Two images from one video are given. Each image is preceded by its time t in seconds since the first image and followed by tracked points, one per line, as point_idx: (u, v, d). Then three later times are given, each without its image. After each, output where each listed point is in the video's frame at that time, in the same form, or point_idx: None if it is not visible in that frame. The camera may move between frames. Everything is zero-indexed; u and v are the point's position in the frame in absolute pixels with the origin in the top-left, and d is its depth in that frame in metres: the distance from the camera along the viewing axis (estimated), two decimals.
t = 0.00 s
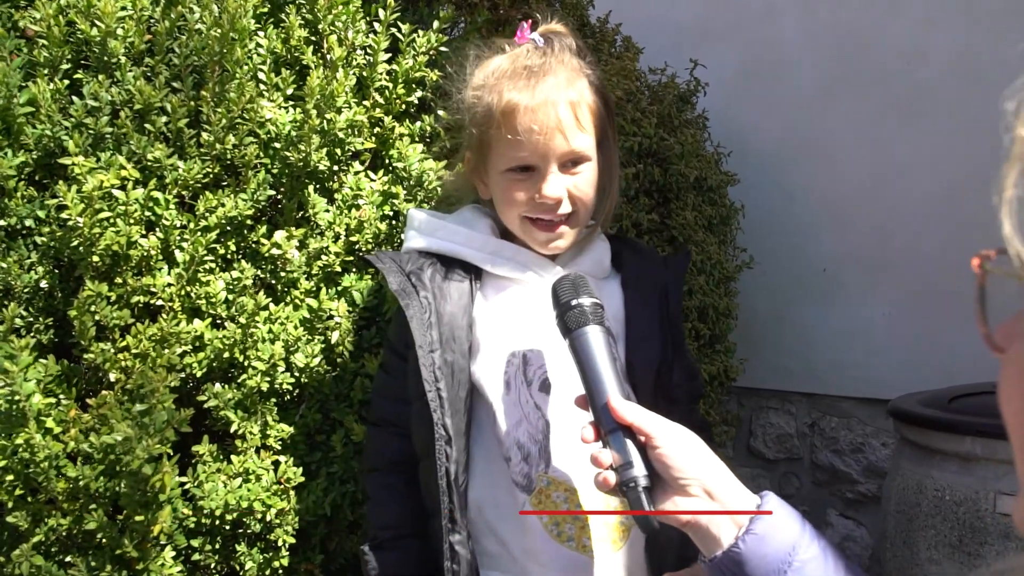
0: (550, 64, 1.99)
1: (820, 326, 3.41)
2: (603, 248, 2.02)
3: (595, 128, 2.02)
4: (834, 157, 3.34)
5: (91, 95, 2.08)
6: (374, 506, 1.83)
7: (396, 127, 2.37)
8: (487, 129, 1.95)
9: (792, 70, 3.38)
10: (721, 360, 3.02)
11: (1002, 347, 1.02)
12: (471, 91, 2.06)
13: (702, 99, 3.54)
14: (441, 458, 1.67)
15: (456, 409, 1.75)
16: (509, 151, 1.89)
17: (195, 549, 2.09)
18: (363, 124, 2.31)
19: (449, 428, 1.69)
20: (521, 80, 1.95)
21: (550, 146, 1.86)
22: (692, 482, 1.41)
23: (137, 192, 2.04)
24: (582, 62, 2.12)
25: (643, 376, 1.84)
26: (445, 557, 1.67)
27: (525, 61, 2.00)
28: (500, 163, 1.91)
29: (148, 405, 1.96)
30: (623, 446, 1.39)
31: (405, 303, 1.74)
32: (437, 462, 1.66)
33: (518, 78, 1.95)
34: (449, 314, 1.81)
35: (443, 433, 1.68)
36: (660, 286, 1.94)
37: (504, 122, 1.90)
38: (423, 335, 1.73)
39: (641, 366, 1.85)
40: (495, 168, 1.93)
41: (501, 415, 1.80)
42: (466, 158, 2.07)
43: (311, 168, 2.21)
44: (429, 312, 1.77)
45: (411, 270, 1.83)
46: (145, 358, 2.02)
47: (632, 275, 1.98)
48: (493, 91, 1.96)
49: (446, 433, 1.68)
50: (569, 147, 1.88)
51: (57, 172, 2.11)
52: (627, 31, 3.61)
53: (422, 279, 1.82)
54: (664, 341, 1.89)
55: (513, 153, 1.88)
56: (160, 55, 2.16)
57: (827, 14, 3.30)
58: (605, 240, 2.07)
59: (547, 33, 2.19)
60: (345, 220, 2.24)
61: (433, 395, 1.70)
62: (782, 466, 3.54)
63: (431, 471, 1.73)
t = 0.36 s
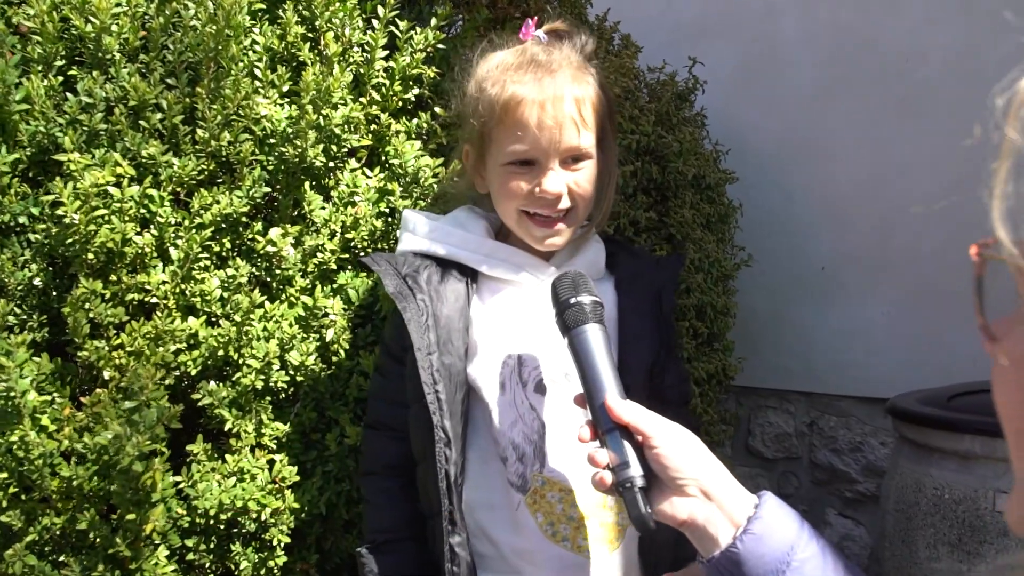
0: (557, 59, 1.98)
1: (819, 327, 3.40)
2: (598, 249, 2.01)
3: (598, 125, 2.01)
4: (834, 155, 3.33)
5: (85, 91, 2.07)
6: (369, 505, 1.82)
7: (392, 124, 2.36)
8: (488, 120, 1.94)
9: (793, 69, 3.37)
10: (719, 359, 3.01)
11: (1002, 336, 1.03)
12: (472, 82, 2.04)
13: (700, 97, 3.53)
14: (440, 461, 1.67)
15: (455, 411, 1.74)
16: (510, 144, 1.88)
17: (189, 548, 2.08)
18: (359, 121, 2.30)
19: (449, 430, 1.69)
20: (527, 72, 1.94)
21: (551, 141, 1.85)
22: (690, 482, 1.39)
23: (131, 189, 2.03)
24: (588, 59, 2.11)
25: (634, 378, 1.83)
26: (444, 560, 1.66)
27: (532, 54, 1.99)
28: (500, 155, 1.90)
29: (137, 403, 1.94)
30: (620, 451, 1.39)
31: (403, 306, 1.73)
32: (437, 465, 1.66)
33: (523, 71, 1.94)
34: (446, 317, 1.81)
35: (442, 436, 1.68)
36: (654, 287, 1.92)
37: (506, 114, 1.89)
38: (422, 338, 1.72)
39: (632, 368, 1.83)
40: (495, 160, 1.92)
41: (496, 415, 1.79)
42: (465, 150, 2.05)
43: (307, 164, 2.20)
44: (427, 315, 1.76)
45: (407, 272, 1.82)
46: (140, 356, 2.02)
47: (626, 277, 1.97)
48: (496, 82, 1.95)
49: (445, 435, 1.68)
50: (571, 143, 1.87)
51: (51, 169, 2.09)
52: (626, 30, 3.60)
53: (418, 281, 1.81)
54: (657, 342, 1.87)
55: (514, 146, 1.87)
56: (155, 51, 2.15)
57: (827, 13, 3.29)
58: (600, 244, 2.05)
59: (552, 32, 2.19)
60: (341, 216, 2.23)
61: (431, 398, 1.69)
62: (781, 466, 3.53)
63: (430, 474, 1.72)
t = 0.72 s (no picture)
0: (546, 59, 1.99)
1: (814, 327, 3.41)
2: (581, 247, 2.03)
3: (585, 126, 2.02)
4: (830, 155, 3.33)
5: (81, 92, 2.07)
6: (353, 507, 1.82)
7: (389, 125, 2.37)
8: (477, 119, 1.95)
9: (790, 68, 3.38)
10: (714, 359, 3.02)
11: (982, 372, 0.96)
12: (463, 79, 2.05)
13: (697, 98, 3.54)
14: (400, 454, 1.71)
15: (422, 407, 1.77)
16: (497, 144, 1.89)
17: (184, 547, 2.08)
18: (356, 121, 2.30)
19: (409, 424, 1.73)
20: (517, 72, 1.94)
21: (538, 143, 1.86)
22: (671, 486, 1.41)
23: (128, 189, 2.03)
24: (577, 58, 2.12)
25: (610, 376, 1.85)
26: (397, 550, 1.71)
27: (522, 53, 2.00)
28: (487, 155, 1.92)
29: (131, 400, 1.95)
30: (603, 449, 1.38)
31: (373, 301, 1.78)
32: (394, 457, 1.71)
33: (513, 71, 1.94)
34: (419, 314, 1.83)
35: (402, 429, 1.73)
36: (635, 286, 1.94)
37: (495, 113, 1.90)
38: (389, 334, 1.76)
39: (609, 365, 1.85)
40: (483, 158, 1.93)
41: (466, 412, 1.79)
42: (454, 146, 2.07)
43: (303, 164, 2.21)
44: (397, 311, 1.79)
45: (385, 269, 1.86)
46: (135, 355, 2.02)
47: (608, 273, 1.99)
48: (487, 81, 1.95)
49: (405, 428, 1.72)
50: (558, 145, 1.88)
51: (48, 169, 2.10)
52: (624, 30, 3.60)
53: (394, 279, 1.85)
54: (635, 340, 1.89)
55: (501, 146, 1.88)
56: (152, 52, 2.16)
57: (824, 14, 3.29)
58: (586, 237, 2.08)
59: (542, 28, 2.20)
60: (337, 216, 2.24)
61: (394, 392, 1.73)
62: (778, 465, 3.53)
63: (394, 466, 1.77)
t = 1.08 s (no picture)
0: (537, 62, 2.00)
1: (809, 327, 3.42)
2: (571, 248, 2.04)
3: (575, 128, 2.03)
4: (827, 155, 3.33)
5: (77, 94, 2.08)
6: (345, 507, 1.84)
7: (384, 126, 2.38)
8: (468, 122, 1.96)
9: (787, 68, 3.38)
10: (710, 359, 3.03)
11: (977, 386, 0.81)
12: (455, 81, 2.06)
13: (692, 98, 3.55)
14: (388, 456, 1.70)
15: (411, 408, 1.76)
16: (487, 146, 1.90)
17: (180, 547, 2.09)
18: (350, 122, 2.31)
19: (399, 426, 1.72)
20: (507, 74, 1.95)
21: (528, 146, 1.87)
22: None
23: (123, 191, 2.05)
24: (569, 60, 2.13)
25: (597, 378, 1.85)
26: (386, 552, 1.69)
27: (514, 56, 2.01)
28: (477, 157, 1.93)
29: (127, 402, 1.96)
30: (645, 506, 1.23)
31: (363, 304, 1.78)
32: (383, 459, 1.69)
33: (504, 73, 1.95)
34: (409, 315, 1.83)
35: (391, 431, 1.71)
36: (625, 291, 1.95)
37: (485, 116, 1.91)
38: (378, 336, 1.76)
39: (596, 367, 1.86)
40: (473, 160, 1.94)
41: (455, 414, 1.79)
42: (445, 147, 2.08)
43: (298, 166, 2.22)
44: (387, 313, 1.79)
45: (375, 271, 1.86)
46: (131, 356, 2.03)
47: (597, 274, 2.00)
48: (478, 83, 1.96)
49: (395, 431, 1.72)
50: (548, 148, 1.89)
51: (44, 171, 2.11)
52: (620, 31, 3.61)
53: (384, 281, 1.85)
54: (623, 343, 1.89)
55: (491, 149, 1.89)
56: (147, 54, 2.17)
57: (819, 14, 3.30)
58: (579, 238, 2.10)
59: (535, 28, 2.22)
60: (332, 217, 2.25)
61: (383, 394, 1.73)
62: (774, 466, 3.54)
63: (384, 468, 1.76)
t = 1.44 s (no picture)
0: (526, 54, 1.93)
1: (808, 329, 3.35)
2: (562, 249, 1.96)
3: (566, 123, 1.96)
4: (825, 154, 3.27)
5: (49, 90, 2.01)
6: (327, 520, 1.76)
7: (368, 124, 2.30)
8: (454, 117, 1.89)
9: (784, 66, 3.31)
10: (705, 363, 2.97)
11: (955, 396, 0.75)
12: (440, 74, 1.99)
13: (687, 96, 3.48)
14: (369, 469, 1.62)
15: (394, 419, 1.69)
16: (474, 142, 1.83)
17: (155, 559, 2.02)
18: (333, 120, 2.24)
19: (381, 438, 1.65)
20: (494, 67, 1.88)
21: (517, 141, 1.80)
22: None
23: (97, 190, 1.97)
24: (558, 52, 2.05)
25: (590, 386, 1.77)
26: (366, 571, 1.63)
27: (501, 47, 1.94)
28: (464, 153, 1.86)
29: (103, 412, 1.90)
30: None
31: (343, 310, 1.70)
32: (363, 473, 1.62)
33: (491, 66, 1.88)
34: (392, 321, 1.75)
35: (372, 443, 1.64)
36: (620, 295, 1.88)
37: (472, 110, 1.84)
38: (359, 344, 1.69)
39: (589, 375, 1.78)
40: (460, 156, 1.87)
41: (440, 425, 1.72)
42: (430, 144, 2.01)
43: (278, 165, 2.15)
44: (369, 319, 1.72)
45: (357, 275, 1.79)
46: (104, 361, 1.95)
47: (592, 276, 1.93)
48: (464, 76, 1.89)
49: (377, 443, 1.64)
50: (537, 143, 1.82)
51: (14, 169, 2.04)
52: (614, 27, 3.54)
53: (366, 285, 1.78)
54: (617, 349, 1.82)
55: (478, 145, 1.82)
56: (123, 49, 2.09)
57: (817, 10, 3.24)
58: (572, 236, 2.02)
59: (523, 19, 2.14)
60: (314, 218, 2.18)
61: (363, 404, 1.65)
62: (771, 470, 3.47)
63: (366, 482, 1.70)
